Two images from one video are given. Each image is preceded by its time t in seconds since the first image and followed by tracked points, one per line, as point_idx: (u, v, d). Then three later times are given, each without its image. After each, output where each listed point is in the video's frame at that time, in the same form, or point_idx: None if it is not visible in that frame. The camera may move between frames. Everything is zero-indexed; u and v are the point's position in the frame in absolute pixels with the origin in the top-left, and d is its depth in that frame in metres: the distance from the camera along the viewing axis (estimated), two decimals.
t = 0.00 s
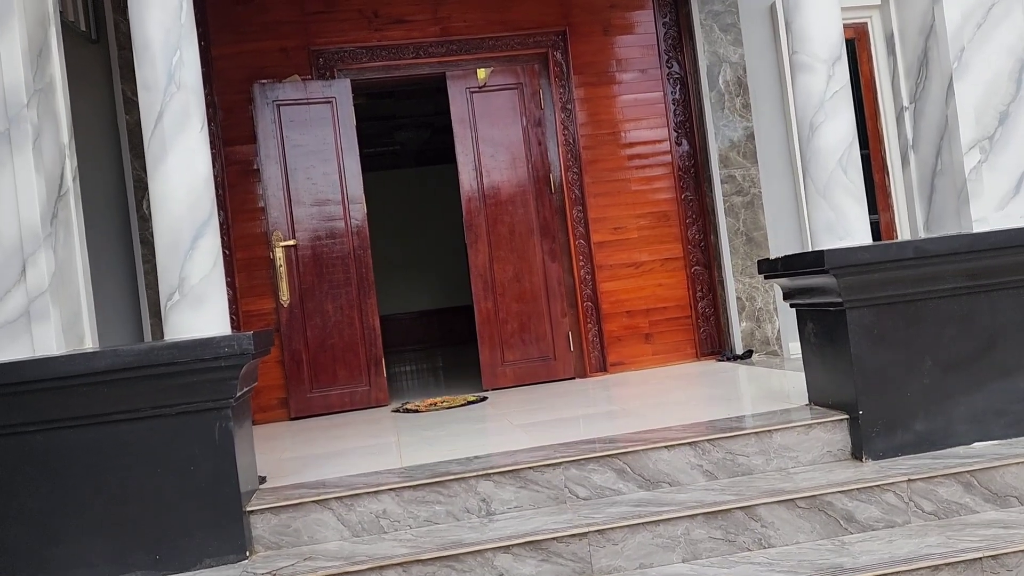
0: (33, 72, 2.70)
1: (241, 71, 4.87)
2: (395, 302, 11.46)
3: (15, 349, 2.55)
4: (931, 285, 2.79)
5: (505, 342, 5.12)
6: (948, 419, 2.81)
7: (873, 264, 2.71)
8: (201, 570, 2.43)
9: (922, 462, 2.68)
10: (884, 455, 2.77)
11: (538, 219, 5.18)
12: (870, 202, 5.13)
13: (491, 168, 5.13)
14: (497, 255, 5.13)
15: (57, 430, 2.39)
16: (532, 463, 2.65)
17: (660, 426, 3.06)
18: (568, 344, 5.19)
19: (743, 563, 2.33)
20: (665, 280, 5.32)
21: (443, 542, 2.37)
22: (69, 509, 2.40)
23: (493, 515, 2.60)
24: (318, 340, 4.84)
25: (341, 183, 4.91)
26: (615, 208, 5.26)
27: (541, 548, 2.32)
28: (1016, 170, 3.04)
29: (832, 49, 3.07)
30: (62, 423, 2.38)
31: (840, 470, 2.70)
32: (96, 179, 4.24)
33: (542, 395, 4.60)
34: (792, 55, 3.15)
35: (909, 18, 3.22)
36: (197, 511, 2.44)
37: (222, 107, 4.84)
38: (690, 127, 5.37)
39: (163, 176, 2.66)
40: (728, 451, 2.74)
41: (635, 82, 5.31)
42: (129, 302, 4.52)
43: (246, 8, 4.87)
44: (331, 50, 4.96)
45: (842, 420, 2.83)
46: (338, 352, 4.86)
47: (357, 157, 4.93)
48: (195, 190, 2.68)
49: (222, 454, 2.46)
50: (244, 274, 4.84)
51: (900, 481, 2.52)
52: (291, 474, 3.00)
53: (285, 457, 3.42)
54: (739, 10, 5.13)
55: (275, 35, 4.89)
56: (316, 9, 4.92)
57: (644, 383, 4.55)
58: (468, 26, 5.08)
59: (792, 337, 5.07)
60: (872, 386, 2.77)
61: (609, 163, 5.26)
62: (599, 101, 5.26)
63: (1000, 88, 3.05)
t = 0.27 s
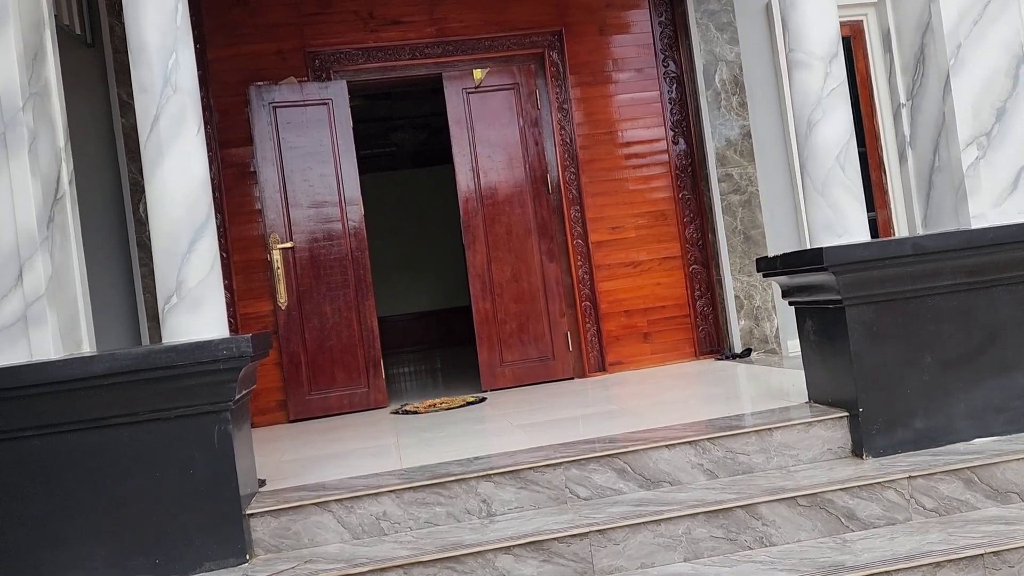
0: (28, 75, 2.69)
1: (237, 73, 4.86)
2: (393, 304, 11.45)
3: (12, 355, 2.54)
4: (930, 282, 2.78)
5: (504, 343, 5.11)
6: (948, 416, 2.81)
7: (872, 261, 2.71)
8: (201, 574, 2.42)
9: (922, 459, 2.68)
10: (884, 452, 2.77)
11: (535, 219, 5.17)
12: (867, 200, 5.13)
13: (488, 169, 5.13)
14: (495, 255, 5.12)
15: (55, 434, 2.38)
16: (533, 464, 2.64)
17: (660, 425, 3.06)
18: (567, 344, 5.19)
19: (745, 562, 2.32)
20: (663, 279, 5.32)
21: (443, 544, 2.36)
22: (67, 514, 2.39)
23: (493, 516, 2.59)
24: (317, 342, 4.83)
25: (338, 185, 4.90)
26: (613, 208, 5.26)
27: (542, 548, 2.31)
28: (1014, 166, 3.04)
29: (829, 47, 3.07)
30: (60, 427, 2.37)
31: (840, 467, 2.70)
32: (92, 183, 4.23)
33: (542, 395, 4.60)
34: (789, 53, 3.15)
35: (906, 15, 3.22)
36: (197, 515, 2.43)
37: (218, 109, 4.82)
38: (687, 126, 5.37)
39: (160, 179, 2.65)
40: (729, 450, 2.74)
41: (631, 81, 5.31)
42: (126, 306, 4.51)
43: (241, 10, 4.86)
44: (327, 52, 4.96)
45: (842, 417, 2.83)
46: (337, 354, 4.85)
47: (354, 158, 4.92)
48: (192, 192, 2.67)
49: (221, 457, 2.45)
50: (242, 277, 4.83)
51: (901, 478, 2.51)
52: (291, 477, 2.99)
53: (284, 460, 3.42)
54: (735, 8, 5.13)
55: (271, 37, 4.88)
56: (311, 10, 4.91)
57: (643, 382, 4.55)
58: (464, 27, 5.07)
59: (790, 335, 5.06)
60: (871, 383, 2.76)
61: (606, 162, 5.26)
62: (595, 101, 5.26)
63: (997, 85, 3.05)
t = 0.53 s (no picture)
0: (26, 80, 2.69)
1: (235, 77, 4.85)
2: (392, 306, 11.44)
3: (11, 360, 2.53)
4: (930, 281, 2.78)
5: (504, 344, 5.11)
6: (949, 415, 2.81)
7: (872, 260, 2.70)
8: None
9: (923, 458, 2.68)
10: (885, 451, 2.77)
11: (534, 221, 5.17)
12: (866, 199, 5.13)
13: (487, 170, 5.13)
14: (494, 257, 5.12)
15: (54, 439, 2.38)
16: (534, 466, 2.64)
17: (660, 426, 3.06)
18: (567, 345, 5.18)
19: (747, 562, 2.32)
20: (663, 280, 5.31)
21: (445, 546, 2.35)
22: (67, 519, 2.38)
23: (495, 518, 2.59)
24: (316, 345, 4.83)
25: (337, 188, 4.90)
26: (612, 209, 5.26)
27: (543, 550, 2.31)
28: (1013, 164, 3.04)
29: (826, 46, 3.07)
30: (60, 432, 2.37)
31: (842, 467, 2.69)
32: (91, 187, 4.22)
33: (542, 396, 4.60)
34: (787, 53, 3.15)
35: (903, 14, 3.22)
36: (198, 519, 2.42)
37: (216, 113, 4.82)
38: (685, 126, 5.37)
39: (158, 183, 2.64)
40: (730, 450, 2.74)
41: (630, 82, 5.31)
42: (126, 310, 4.51)
43: (239, 13, 4.86)
44: (325, 54, 4.95)
45: (843, 417, 2.83)
46: (336, 357, 4.85)
47: (352, 161, 4.92)
48: (190, 196, 2.66)
49: (221, 461, 2.45)
50: (241, 280, 4.82)
51: (902, 478, 2.51)
52: (291, 480, 2.98)
53: (285, 463, 3.41)
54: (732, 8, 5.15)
55: (269, 40, 4.88)
56: (309, 13, 4.91)
57: (644, 383, 4.55)
58: (461, 28, 5.08)
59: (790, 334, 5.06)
60: (872, 382, 2.76)
61: (605, 163, 5.26)
62: (593, 102, 5.26)
63: (996, 83, 3.05)
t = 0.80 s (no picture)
0: (30, 83, 2.69)
1: (237, 79, 4.86)
2: (395, 307, 11.44)
3: (16, 362, 2.54)
4: (934, 279, 2.78)
5: (507, 345, 5.11)
6: (954, 413, 2.80)
7: (875, 259, 2.70)
8: None
9: (928, 457, 2.68)
10: (890, 450, 2.76)
11: (537, 221, 5.17)
12: (869, 198, 5.13)
13: (489, 171, 5.13)
14: (497, 257, 5.12)
15: (59, 442, 2.38)
16: (538, 466, 2.64)
17: (664, 426, 3.06)
18: (570, 346, 5.18)
19: (752, 562, 2.31)
20: (666, 280, 5.31)
21: (450, 547, 2.36)
22: (73, 521, 2.38)
23: (499, 519, 2.59)
24: (320, 346, 4.83)
25: (339, 189, 4.90)
26: (614, 209, 5.25)
27: (548, 550, 2.31)
28: (1017, 162, 3.04)
29: (829, 45, 3.07)
30: (64, 434, 2.37)
31: (846, 466, 2.69)
32: (94, 189, 4.23)
33: (546, 397, 4.60)
34: (790, 51, 3.15)
35: (906, 13, 3.22)
36: (202, 521, 2.43)
37: (218, 115, 4.82)
38: (688, 126, 5.37)
39: (162, 185, 2.65)
40: (734, 450, 2.74)
41: (632, 82, 5.31)
42: (130, 312, 4.52)
43: (241, 15, 4.87)
44: (327, 56, 4.96)
45: (847, 416, 2.82)
46: (340, 358, 4.85)
47: (355, 162, 4.93)
48: (194, 198, 2.67)
49: (226, 462, 2.45)
50: (244, 282, 4.83)
51: (907, 476, 2.51)
52: (295, 482, 2.98)
53: (289, 465, 3.41)
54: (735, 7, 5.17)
55: (271, 42, 4.89)
56: (311, 15, 4.91)
57: (647, 383, 4.55)
58: (463, 29, 5.08)
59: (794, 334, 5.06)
60: (876, 381, 2.76)
61: (607, 163, 5.26)
62: (595, 102, 5.26)
63: (999, 81, 3.05)
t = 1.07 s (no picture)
0: (35, 89, 2.70)
1: (241, 84, 4.87)
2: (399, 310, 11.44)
3: (23, 368, 2.55)
4: (940, 279, 2.77)
5: (512, 348, 5.11)
6: (961, 413, 2.80)
7: (881, 259, 2.70)
8: None
9: (935, 457, 2.67)
10: (897, 451, 2.75)
11: (541, 224, 5.17)
12: (873, 198, 5.12)
13: (493, 174, 5.13)
14: (501, 260, 5.12)
15: (67, 447, 2.39)
16: (545, 469, 2.64)
17: (670, 428, 3.05)
18: (575, 348, 5.18)
19: (760, 564, 2.31)
20: (670, 281, 5.31)
21: (457, 550, 2.35)
22: (81, 527, 2.39)
23: (506, 522, 2.59)
24: (325, 350, 4.84)
25: (344, 193, 4.91)
26: (618, 211, 5.26)
27: (555, 553, 2.31)
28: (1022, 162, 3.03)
29: (833, 46, 3.07)
30: (72, 439, 2.38)
31: (853, 467, 2.68)
32: (99, 194, 4.24)
33: (552, 399, 4.59)
34: (793, 52, 3.15)
35: (909, 13, 3.22)
36: (210, 525, 2.43)
37: (223, 120, 4.84)
38: (691, 128, 5.38)
39: (167, 191, 2.66)
40: (741, 452, 2.73)
41: (635, 84, 5.32)
42: (135, 317, 4.52)
43: (244, 20, 4.88)
44: (330, 60, 4.97)
45: (854, 417, 2.82)
46: (345, 362, 4.86)
47: (359, 166, 4.94)
48: (199, 203, 2.68)
49: (233, 466, 2.46)
50: (249, 286, 4.84)
51: (914, 477, 2.50)
52: (301, 486, 2.98)
53: (295, 469, 3.41)
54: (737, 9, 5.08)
55: (275, 47, 4.90)
56: (314, 19, 4.93)
57: (653, 385, 4.54)
58: (466, 33, 5.09)
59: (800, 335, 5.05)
60: (882, 382, 2.75)
61: (611, 165, 5.26)
62: (599, 104, 5.26)
63: (1003, 80, 3.04)
